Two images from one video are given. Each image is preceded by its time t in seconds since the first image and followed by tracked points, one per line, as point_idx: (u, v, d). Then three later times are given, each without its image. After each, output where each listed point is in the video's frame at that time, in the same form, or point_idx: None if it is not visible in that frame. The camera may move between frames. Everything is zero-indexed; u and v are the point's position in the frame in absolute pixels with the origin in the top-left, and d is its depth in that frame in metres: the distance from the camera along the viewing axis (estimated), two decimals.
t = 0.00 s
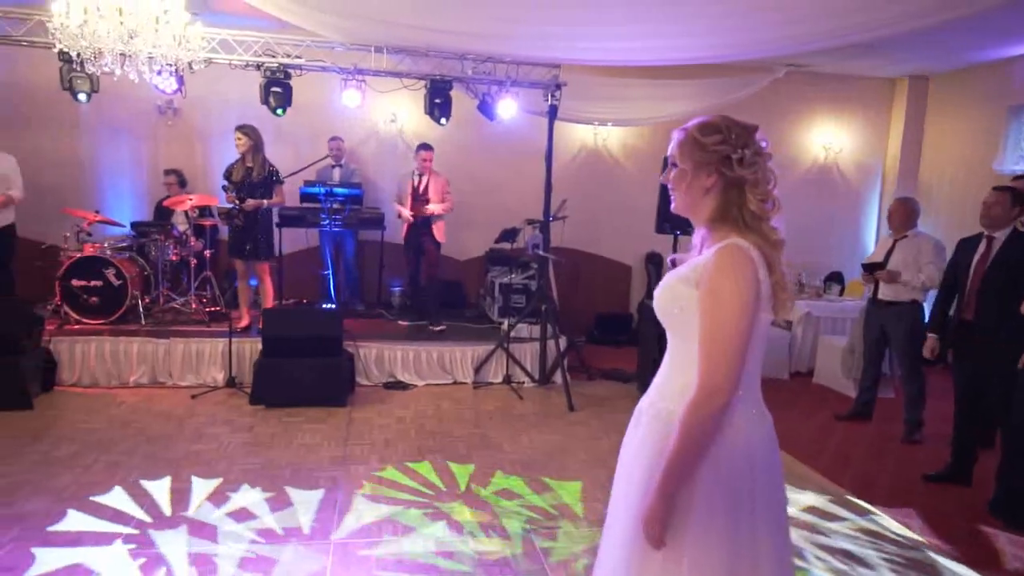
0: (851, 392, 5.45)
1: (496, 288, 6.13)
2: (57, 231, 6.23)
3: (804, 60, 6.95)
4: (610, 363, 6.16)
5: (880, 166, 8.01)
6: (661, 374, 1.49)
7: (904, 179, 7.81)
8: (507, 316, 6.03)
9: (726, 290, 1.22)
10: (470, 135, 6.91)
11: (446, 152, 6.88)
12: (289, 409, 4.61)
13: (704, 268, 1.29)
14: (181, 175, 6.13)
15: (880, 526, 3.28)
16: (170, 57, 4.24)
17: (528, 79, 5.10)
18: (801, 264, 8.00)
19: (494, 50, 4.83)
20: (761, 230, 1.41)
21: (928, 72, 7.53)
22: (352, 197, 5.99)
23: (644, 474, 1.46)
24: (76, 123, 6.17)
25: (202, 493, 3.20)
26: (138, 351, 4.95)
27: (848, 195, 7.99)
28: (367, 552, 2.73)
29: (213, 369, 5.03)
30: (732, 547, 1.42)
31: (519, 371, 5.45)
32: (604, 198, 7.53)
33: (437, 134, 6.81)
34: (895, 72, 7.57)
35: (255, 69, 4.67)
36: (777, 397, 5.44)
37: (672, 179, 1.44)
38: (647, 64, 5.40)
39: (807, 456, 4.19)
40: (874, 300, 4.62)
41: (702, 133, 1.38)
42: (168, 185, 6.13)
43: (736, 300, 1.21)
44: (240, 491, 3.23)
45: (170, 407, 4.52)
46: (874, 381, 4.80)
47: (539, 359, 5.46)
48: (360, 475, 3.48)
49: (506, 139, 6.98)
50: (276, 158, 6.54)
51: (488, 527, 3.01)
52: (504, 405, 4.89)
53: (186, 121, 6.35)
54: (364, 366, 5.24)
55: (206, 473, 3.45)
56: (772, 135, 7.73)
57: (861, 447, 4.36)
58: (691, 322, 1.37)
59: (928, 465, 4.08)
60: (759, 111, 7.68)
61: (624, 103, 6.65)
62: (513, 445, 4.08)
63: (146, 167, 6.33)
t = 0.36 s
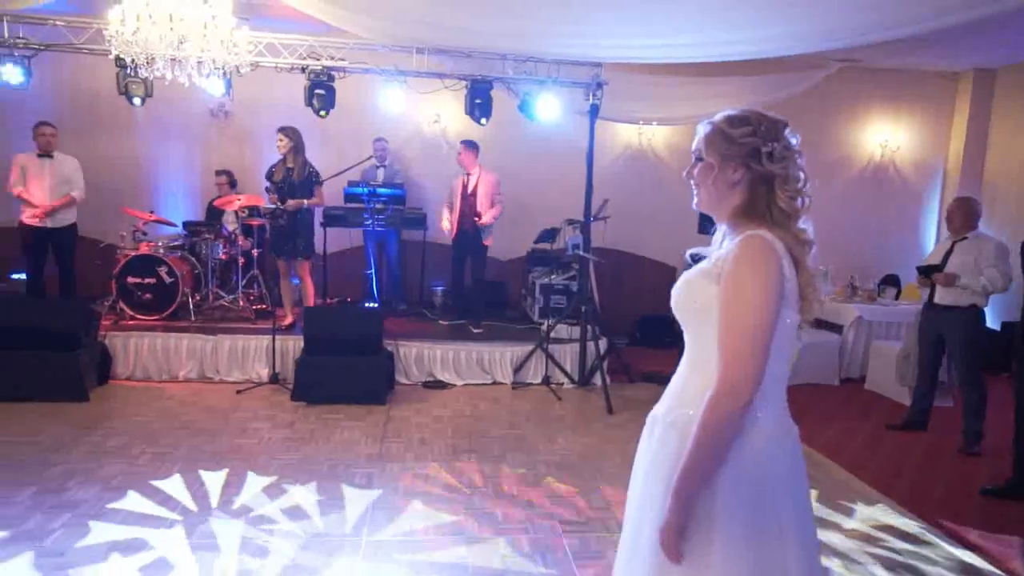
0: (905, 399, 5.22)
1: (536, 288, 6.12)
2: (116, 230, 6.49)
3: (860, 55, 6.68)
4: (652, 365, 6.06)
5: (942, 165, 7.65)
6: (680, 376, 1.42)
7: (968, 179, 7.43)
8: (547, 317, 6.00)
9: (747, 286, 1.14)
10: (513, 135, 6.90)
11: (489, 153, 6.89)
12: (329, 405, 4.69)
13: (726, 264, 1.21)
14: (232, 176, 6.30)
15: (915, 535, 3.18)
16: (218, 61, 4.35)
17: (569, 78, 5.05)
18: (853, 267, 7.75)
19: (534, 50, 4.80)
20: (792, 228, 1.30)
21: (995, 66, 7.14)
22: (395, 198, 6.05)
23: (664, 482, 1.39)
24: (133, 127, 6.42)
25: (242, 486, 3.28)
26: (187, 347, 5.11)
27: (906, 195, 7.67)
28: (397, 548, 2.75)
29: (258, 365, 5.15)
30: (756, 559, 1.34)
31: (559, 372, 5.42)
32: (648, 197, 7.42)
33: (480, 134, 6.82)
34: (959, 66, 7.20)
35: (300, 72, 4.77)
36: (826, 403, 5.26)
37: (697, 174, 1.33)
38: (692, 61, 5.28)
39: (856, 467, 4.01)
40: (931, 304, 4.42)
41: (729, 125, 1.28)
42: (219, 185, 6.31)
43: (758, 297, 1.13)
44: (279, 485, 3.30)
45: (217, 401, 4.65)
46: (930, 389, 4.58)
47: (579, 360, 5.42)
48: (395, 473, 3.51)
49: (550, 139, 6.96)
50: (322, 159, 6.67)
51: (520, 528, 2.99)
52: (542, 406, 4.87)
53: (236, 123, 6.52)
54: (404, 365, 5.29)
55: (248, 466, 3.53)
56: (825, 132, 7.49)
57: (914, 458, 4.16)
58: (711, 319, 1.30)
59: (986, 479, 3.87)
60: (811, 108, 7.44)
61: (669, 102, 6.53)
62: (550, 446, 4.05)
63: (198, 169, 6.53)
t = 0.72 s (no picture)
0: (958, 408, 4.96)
1: (571, 288, 6.05)
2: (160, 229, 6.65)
3: (913, 47, 6.39)
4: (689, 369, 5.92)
5: (1002, 162, 7.26)
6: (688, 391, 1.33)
7: None
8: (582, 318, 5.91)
9: (752, 296, 1.05)
10: (549, 134, 6.83)
11: (525, 152, 6.83)
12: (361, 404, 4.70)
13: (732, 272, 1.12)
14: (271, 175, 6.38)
15: (952, 551, 3.02)
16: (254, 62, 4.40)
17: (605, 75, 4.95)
18: (903, 269, 7.44)
19: (568, 47, 4.72)
20: (805, 238, 1.20)
21: None
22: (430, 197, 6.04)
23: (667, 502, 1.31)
24: (177, 128, 6.57)
25: (269, 484, 3.30)
26: (224, 344, 5.19)
27: (962, 194, 7.31)
28: (418, 552, 2.71)
29: (293, 363, 5.20)
30: None
31: (593, 375, 5.33)
32: (688, 197, 7.25)
33: (515, 134, 6.77)
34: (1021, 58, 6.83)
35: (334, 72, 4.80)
36: (872, 411, 5.05)
37: (711, 170, 1.24)
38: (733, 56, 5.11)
39: (902, 479, 3.82)
40: (986, 308, 4.19)
41: (750, 124, 1.17)
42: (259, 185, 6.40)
43: (763, 308, 1.05)
44: (305, 484, 3.31)
45: (251, 398, 4.70)
46: (985, 398, 4.33)
47: (613, 362, 5.31)
48: (420, 474, 3.49)
49: (587, 138, 6.86)
50: (359, 159, 6.71)
51: (545, 533, 2.92)
52: (574, 408, 4.79)
53: (276, 124, 6.62)
54: (436, 365, 5.27)
55: (276, 463, 3.55)
56: (874, 129, 7.21)
57: (965, 471, 3.94)
58: (716, 332, 1.21)
59: None
60: (860, 103, 7.17)
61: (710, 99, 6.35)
62: (580, 450, 3.97)
63: (239, 169, 6.65)
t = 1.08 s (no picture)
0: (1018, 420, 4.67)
1: (607, 289, 5.93)
2: (202, 229, 6.78)
3: (974, 38, 6.04)
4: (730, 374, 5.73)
5: None
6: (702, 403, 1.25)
7: None
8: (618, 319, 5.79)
9: (750, 308, 0.97)
10: (587, 133, 6.72)
11: (562, 151, 6.73)
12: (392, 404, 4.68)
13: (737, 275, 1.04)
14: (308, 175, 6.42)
15: None
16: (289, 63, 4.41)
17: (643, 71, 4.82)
18: (961, 272, 7.07)
19: (604, 42, 4.60)
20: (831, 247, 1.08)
21: None
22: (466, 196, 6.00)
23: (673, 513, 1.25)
24: (219, 129, 6.70)
25: (294, 484, 3.30)
26: (259, 342, 5.25)
27: None
28: (437, 559, 2.66)
29: (326, 362, 5.22)
30: None
31: (629, 378, 5.21)
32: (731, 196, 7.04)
33: (552, 133, 6.68)
34: None
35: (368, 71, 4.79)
36: (924, 421, 4.79)
37: (731, 161, 1.13)
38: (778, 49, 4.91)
39: (955, 494, 3.60)
40: None
41: (781, 122, 1.05)
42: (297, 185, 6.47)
43: (763, 319, 0.97)
44: (329, 484, 3.29)
45: (284, 397, 4.73)
46: None
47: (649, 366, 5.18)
48: (445, 477, 3.43)
49: (625, 136, 6.73)
50: (396, 159, 6.73)
51: (569, 542, 2.84)
52: (608, 412, 4.67)
53: (315, 124, 6.68)
54: (469, 366, 5.21)
55: (303, 463, 3.55)
56: (929, 125, 6.88)
57: None
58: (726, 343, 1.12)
59: None
60: (914, 98, 6.86)
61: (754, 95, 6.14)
62: (611, 456, 3.86)
63: (279, 169, 6.73)
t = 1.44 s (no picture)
0: None
1: (643, 290, 5.83)
2: (242, 228, 6.90)
3: None
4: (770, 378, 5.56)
5: None
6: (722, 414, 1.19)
7: None
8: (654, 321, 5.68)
9: (763, 311, 0.91)
10: (624, 131, 6.61)
11: (599, 150, 6.64)
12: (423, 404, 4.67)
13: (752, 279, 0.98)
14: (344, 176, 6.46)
15: None
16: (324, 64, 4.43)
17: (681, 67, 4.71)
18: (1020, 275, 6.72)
19: (641, 38, 4.50)
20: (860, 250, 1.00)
21: None
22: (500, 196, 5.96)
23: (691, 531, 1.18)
24: (259, 129, 6.80)
25: (322, 482, 3.31)
26: (295, 340, 5.30)
27: None
28: (461, 563, 2.63)
29: (360, 361, 5.24)
30: None
31: (664, 382, 5.10)
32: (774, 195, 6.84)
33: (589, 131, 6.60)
34: None
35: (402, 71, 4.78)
36: (976, 431, 4.56)
37: (755, 165, 1.04)
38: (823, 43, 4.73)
39: (1008, 510, 3.41)
40: None
41: (799, 120, 0.96)
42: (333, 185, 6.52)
43: (776, 324, 0.91)
44: (357, 484, 3.29)
45: (317, 395, 4.76)
46: None
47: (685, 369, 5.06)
48: (473, 479, 3.40)
49: (664, 134, 6.60)
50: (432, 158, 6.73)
51: (596, 549, 2.77)
52: (642, 416, 4.58)
53: (352, 124, 6.72)
54: (501, 367, 5.17)
55: (332, 462, 3.56)
56: (986, 120, 6.56)
57: None
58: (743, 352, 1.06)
59: None
60: (970, 93, 6.55)
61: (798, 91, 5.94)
62: (644, 461, 3.77)
63: (317, 169, 6.80)
